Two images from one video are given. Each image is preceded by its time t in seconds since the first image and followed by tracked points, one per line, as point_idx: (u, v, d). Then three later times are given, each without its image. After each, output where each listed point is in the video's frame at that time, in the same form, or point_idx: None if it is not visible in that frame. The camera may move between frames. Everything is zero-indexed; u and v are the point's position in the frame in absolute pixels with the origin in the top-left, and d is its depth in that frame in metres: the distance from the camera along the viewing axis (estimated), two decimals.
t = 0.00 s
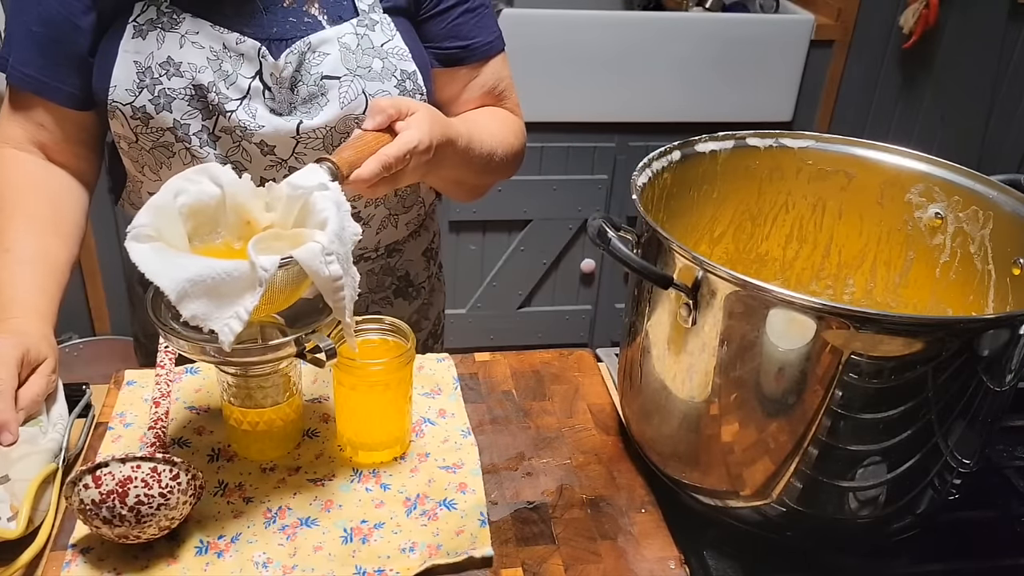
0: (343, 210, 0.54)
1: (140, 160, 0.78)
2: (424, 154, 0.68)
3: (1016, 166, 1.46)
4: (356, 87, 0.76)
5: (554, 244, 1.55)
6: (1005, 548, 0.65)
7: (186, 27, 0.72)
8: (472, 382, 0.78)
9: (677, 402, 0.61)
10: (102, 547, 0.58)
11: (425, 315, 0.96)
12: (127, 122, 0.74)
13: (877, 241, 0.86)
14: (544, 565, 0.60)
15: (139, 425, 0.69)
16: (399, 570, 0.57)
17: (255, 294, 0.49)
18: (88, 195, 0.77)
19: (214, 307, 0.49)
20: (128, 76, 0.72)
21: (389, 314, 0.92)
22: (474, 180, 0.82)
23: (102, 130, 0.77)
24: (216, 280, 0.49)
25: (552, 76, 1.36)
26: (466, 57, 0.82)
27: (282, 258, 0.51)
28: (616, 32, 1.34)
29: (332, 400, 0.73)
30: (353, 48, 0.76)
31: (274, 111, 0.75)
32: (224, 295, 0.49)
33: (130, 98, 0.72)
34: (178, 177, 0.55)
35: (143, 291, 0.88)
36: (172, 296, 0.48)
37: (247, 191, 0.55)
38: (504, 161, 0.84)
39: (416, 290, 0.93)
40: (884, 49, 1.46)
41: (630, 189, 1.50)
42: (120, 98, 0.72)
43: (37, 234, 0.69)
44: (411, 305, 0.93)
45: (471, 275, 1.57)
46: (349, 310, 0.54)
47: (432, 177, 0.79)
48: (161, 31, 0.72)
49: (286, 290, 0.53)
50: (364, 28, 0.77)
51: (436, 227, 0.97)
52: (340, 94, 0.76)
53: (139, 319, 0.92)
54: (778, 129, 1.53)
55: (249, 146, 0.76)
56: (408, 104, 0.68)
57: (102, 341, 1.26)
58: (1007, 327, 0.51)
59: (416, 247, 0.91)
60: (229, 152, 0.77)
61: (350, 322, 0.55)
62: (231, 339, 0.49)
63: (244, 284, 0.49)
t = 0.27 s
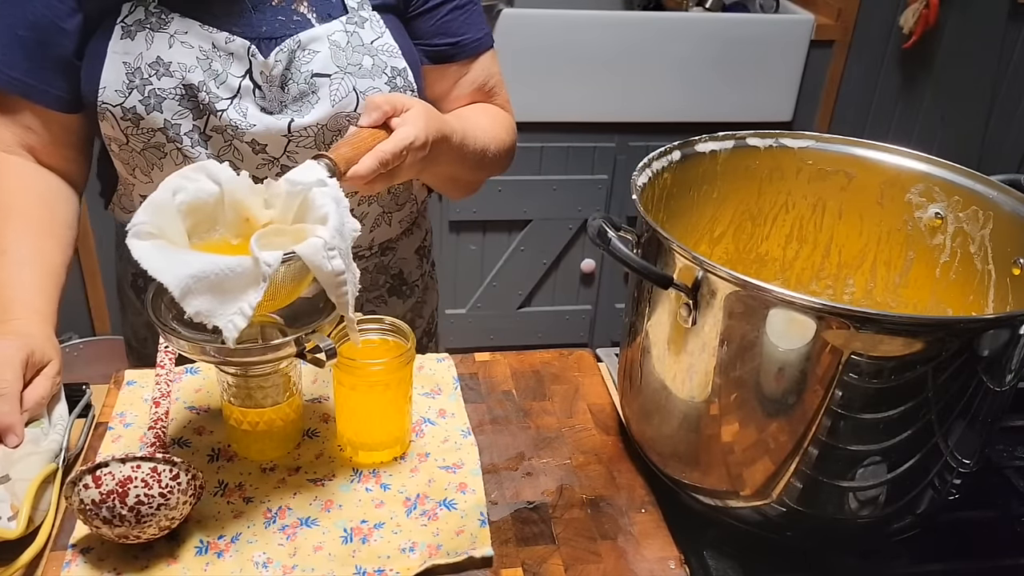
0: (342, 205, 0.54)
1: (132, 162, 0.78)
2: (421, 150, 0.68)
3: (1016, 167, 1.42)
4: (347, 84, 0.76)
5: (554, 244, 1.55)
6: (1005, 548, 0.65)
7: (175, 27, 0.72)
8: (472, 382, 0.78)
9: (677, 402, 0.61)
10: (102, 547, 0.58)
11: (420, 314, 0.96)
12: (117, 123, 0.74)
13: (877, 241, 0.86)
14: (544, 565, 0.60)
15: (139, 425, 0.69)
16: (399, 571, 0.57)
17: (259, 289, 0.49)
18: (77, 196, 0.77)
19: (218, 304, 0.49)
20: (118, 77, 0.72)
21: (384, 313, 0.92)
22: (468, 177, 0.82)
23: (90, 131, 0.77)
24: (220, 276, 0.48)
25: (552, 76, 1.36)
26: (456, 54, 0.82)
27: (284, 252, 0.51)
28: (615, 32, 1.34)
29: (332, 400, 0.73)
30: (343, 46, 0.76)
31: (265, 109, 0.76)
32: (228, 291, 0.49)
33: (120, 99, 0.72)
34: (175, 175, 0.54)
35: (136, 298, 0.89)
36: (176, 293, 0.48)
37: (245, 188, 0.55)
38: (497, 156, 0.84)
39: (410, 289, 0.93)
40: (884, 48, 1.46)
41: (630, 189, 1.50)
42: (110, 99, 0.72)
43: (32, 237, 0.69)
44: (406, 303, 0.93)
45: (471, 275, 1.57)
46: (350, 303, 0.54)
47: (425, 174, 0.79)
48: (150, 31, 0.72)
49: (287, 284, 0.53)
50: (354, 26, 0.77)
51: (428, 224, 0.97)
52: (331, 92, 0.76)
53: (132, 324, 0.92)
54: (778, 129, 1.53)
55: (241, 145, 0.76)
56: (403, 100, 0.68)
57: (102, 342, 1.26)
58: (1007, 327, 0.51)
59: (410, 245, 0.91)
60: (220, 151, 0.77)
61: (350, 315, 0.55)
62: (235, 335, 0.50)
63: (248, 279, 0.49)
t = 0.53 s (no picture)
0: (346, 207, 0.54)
1: (126, 165, 0.77)
2: (418, 148, 0.68)
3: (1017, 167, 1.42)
4: (340, 82, 0.76)
5: (554, 244, 1.55)
6: (1005, 548, 0.65)
7: (167, 28, 0.72)
8: (472, 382, 0.78)
9: (677, 402, 0.61)
10: (102, 547, 0.58)
11: (416, 312, 0.96)
12: (111, 125, 0.73)
13: (877, 241, 0.86)
14: (544, 565, 0.60)
15: (139, 425, 0.69)
16: (399, 570, 0.57)
17: (270, 289, 0.49)
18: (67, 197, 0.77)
19: (228, 305, 0.49)
20: (111, 79, 0.72)
21: (381, 311, 0.92)
22: (462, 173, 0.82)
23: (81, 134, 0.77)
24: (229, 277, 0.48)
25: (551, 76, 1.35)
26: (445, 50, 0.83)
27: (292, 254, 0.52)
28: (615, 32, 1.34)
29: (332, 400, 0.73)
30: (336, 43, 0.76)
31: (259, 109, 0.76)
32: (238, 293, 0.49)
33: (114, 101, 0.72)
34: (178, 177, 0.54)
35: (131, 302, 0.90)
36: (187, 295, 0.47)
37: (248, 189, 0.55)
38: (491, 153, 0.84)
39: (406, 286, 0.93)
40: (884, 48, 1.46)
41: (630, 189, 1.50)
42: (103, 102, 0.72)
43: (29, 240, 0.69)
44: (402, 301, 0.93)
45: (471, 275, 1.57)
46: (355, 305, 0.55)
47: (421, 172, 0.80)
48: (142, 33, 0.72)
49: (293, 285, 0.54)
50: (346, 23, 0.77)
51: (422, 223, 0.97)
52: (324, 90, 0.76)
53: (126, 327, 0.93)
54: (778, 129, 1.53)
55: (236, 144, 0.76)
56: (399, 98, 0.68)
57: (102, 342, 1.25)
58: (1007, 327, 0.51)
59: (405, 242, 0.91)
60: (215, 151, 0.77)
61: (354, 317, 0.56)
62: (246, 335, 0.50)
63: (258, 280, 0.49)
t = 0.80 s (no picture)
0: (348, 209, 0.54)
1: (122, 165, 0.77)
2: (418, 147, 0.68)
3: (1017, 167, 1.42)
4: (337, 82, 0.76)
5: (554, 244, 1.55)
6: (1005, 548, 0.65)
7: (163, 28, 0.72)
8: (472, 382, 0.78)
9: (677, 402, 0.61)
10: (102, 547, 0.58)
11: (412, 311, 0.96)
12: (107, 126, 0.74)
13: (877, 241, 0.86)
14: (544, 565, 0.60)
15: (139, 425, 0.69)
16: (399, 571, 0.57)
17: (275, 293, 0.49)
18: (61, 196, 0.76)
19: (234, 309, 0.49)
20: (107, 80, 0.72)
21: (377, 310, 0.92)
22: (460, 171, 0.82)
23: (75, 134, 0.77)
24: (235, 281, 0.48)
25: (551, 76, 1.35)
26: (441, 49, 0.83)
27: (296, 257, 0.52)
28: (615, 33, 1.34)
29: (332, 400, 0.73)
30: (332, 43, 0.76)
31: (255, 109, 0.76)
32: (243, 296, 0.49)
33: (110, 101, 0.72)
34: (179, 180, 0.54)
35: (126, 303, 0.90)
36: (192, 299, 0.48)
37: (250, 191, 0.55)
38: (487, 151, 0.84)
39: (402, 286, 0.93)
40: (884, 48, 1.46)
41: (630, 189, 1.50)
42: (99, 102, 0.72)
43: (25, 240, 0.69)
44: (398, 301, 0.94)
45: (471, 275, 1.57)
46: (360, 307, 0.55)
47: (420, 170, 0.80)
48: (138, 33, 0.72)
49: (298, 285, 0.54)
50: (341, 23, 0.77)
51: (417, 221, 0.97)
52: (321, 90, 0.76)
53: (122, 327, 0.92)
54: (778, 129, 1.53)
55: (232, 145, 0.76)
56: (399, 98, 0.68)
57: (102, 342, 1.25)
58: (1007, 327, 0.51)
59: (401, 242, 0.91)
60: (212, 152, 0.77)
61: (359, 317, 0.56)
62: (251, 339, 0.49)
63: (263, 284, 0.49)
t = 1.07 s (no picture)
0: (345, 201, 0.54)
1: (117, 166, 0.77)
2: (414, 144, 0.68)
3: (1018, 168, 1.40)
4: (331, 82, 0.76)
5: (554, 244, 1.55)
6: (1005, 548, 0.65)
7: (157, 29, 0.72)
8: (472, 382, 0.78)
9: (677, 402, 0.61)
10: (102, 547, 0.58)
11: (409, 311, 0.96)
12: (102, 127, 0.74)
13: (877, 241, 0.86)
14: (544, 565, 0.60)
15: (139, 425, 0.69)
16: (399, 570, 0.57)
17: (275, 284, 0.49)
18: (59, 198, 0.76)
19: (233, 301, 0.49)
20: (102, 81, 0.72)
21: (375, 310, 0.92)
22: (456, 170, 0.82)
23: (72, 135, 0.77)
24: (235, 273, 0.48)
25: (551, 76, 1.35)
26: (436, 49, 0.83)
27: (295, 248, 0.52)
28: (615, 33, 1.34)
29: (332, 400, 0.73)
30: (326, 44, 0.76)
31: (250, 110, 0.76)
32: (242, 288, 0.49)
33: (105, 103, 0.72)
34: (176, 174, 0.54)
35: (123, 303, 0.90)
36: (191, 290, 0.47)
37: (247, 185, 0.55)
38: (484, 150, 0.84)
39: (399, 286, 0.93)
40: (884, 48, 1.46)
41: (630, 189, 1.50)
42: (94, 103, 0.72)
43: (25, 241, 0.69)
44: (395, 300, 0.93)
45: (471, 275, 1.57)
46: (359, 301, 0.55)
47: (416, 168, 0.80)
48: (133, 34, 0.72)
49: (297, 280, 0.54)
50: (336, 23, 0.77)
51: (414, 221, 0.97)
52: (316, 91, 0.76)
53: (119, 327, 0.93)
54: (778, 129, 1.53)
55: (227, 145, 0.76)
56: (394, 94, 0.69)
57: (102, 342, 1.25)
58: (1007, 327, 0.51)
59: (398, 241, 0.91)
60: (207, 153, 0.77)
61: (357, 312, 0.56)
62: (251, 332, 0.50)
63: (263, 275, 0.49)
